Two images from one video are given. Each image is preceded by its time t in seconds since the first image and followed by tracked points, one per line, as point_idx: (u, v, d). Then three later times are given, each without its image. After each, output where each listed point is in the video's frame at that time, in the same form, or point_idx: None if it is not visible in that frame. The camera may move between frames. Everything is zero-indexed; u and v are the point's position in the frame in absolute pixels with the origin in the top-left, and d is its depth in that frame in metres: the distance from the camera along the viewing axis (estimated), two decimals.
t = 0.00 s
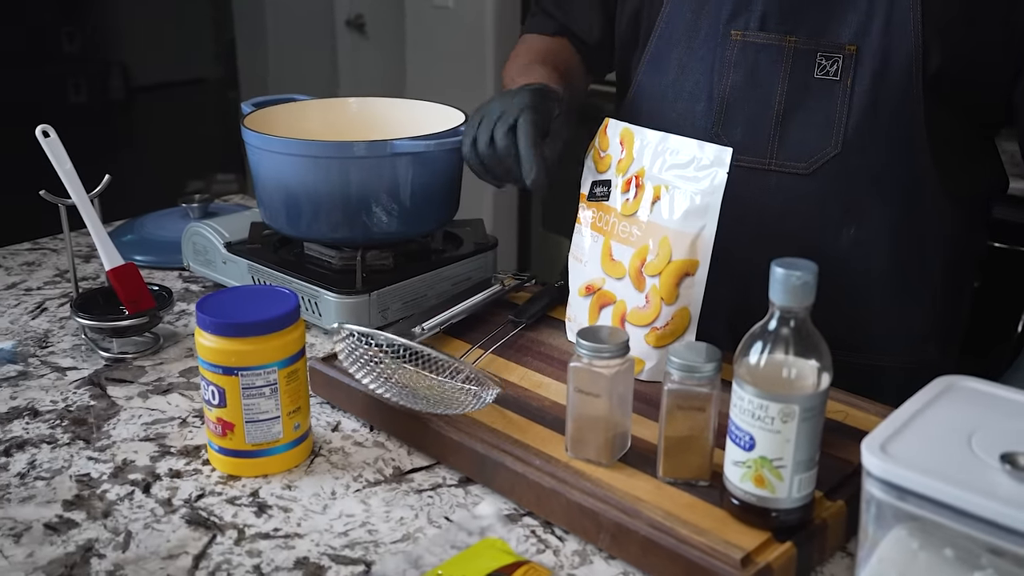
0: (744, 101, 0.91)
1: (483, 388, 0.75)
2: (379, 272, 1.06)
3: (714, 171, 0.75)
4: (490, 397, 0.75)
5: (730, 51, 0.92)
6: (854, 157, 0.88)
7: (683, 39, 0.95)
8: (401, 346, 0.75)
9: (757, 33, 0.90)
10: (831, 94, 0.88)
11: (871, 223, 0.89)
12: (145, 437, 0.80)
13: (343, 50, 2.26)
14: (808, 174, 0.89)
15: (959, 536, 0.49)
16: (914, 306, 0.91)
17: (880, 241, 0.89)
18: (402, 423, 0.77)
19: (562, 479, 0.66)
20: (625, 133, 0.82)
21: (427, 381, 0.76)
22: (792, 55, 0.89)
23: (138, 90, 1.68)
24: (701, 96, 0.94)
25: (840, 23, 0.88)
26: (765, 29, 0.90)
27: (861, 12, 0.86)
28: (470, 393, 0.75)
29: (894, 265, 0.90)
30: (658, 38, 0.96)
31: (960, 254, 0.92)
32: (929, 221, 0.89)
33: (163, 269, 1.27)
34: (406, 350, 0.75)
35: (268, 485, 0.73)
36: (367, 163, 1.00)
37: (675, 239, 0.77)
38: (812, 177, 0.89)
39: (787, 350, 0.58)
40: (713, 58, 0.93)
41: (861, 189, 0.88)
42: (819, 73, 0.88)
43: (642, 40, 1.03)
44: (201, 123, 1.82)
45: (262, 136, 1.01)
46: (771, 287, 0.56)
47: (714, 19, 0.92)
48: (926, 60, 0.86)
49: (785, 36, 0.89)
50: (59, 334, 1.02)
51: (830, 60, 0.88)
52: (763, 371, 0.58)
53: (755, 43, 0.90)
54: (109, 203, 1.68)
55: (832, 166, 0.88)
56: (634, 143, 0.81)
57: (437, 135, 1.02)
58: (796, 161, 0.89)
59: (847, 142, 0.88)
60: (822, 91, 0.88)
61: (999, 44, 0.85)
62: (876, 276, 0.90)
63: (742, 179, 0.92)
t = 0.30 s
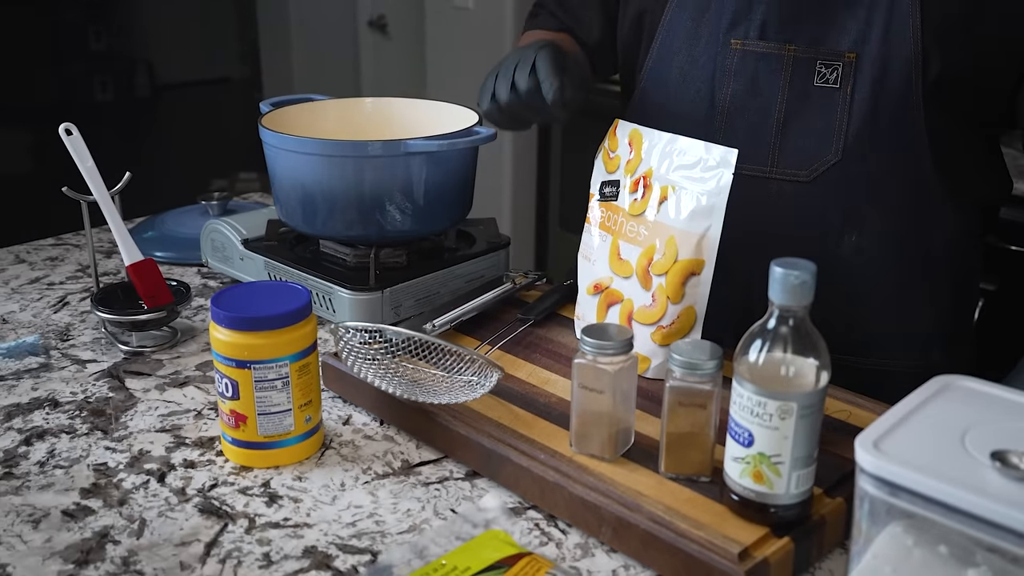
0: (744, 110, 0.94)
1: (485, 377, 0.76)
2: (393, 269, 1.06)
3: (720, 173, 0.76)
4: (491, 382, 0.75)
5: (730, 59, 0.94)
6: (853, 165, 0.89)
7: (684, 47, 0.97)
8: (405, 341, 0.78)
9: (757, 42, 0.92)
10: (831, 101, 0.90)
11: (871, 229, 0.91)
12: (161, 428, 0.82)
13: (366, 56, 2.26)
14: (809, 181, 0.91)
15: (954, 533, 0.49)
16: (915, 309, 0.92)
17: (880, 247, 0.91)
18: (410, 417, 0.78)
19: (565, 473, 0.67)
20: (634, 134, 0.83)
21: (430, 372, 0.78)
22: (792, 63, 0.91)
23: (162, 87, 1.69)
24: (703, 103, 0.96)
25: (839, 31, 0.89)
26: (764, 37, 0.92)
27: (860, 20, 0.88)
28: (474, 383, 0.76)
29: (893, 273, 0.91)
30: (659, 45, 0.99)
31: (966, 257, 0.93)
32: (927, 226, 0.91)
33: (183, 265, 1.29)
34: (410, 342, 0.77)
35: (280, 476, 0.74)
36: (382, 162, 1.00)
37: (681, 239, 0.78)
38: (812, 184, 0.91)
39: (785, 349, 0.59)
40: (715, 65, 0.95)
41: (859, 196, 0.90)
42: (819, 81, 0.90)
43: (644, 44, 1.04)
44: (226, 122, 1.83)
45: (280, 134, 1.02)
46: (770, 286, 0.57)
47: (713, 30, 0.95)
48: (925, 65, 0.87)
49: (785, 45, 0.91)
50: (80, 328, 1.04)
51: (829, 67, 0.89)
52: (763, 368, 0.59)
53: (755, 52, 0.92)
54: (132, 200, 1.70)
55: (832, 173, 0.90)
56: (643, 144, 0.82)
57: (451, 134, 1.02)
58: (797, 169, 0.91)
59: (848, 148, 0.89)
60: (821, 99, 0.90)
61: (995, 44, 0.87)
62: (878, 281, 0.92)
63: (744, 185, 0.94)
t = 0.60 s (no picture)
0: (744, 117, 0.95)
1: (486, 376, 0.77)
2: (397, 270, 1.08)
3: (717, 177, 0.77)
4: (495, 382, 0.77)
5: (731, 66, 0.95)
6: (852, 172, 0.91)
7: (684, 56, 0.98)
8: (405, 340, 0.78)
9: (757, 50, 0.93)
10: (830, 109, 0.91)
11: (871, 236, 0.92)
12: (168, 425, 0.83)
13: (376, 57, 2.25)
14: (808, 188, 0.92)
15: (940, 531, 0.50)
16: (913, 313, 0.93)
17: (878, 254, 0.92)
18: (412, 416, 0.80)
19: (562, 471, 0.68)
20: (634, 138, 0.84)
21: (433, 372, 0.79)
22: (792, 71, 0.92)
23: (174, 87, 1.71)
24: (705, 111, 0.97)
25: (839, 38, 0.90)
26: (764, 46, 0.93)
27: (859, 28, 0.89)
28: (475, 382, 0.78)
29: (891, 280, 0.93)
30: (659, 52, 1.00)
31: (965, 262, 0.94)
32: (926, 233, 0.92)
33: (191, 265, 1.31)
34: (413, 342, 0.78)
35: (283, 472, 0.76)
36: (387, 165, 1.01)
37: (679, 242, 0.79)
38: (812, 190, 0.92)
39: (777, 350, 0.60)
40: (715, 73, 0.96)
41: (857, 201, 0.91)
42: (818, 88, 0.91)
43: (645, 49, 1.06)
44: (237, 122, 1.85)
45: (286, 136, 1.03)
46: (763, 289, 0.58)
47: (714, 38, 0.96)
48: (925, 73, 0.88)
49: (785, 53, 0.92)
50: (90, 326, 1.06)
51: (828, 75, 0.90)
52: (755, 369, 0.60)
53: (755, 60, 0.93)
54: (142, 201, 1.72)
55: (830, 180, 0.91)
56: (642, 148, 0.83)
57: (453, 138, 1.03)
58: (796, 176, 0.92)
59: (848, 156, 0.90)
60: (820, 107, 0.91)
61: (996, 54, 0.88)
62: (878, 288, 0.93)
63: (744, 190, 0.95)
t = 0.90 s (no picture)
0: (744, 119, 0.96)
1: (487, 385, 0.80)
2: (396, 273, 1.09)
3: (710, 183, 0.78)
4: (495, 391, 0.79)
5: (732, 69, 0.97)
6: (851, 175, 0.92)
7: (686, 56, 1.00)
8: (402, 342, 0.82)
9: (757, 52, 0.95)
10: (829, 112, 0.92)
11: (868, 237, 0.93)
12: (168, 426, 0.85)
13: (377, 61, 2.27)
14: (807, 189, 0.93)
15: (926, 533, 0.51)
16: (910, 314, 0.94)
17: (875, 255, 0.93)
18: (409, 417, 0.81)
19: (556, 472, 0.69)
20: (629, 143, 0.85)
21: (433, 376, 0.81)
22: (791, 74, 0.93)
23: (177, 87, 1.72)
24: (706, 112, 0.99)
25: (840, 41, 0.91)
26: (764, 48, 0.94)
27: (859, 32, 0.90)
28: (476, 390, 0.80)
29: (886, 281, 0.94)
30: (662, 53, 1.01)
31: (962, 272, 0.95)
32: (925, 234, 0.93)
33: (192, 267, 1.32)
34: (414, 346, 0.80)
35: (282, 473, 0.77)
36: (386, 169, 1.02)
37: (672, 246, 0.80)
38: (811, 192, 0.94)
39: (766, 353, 0.61)
40: (716, 74, 0.98)
41: (851, 205, 0.93)
42: (818, 91, 0.92)
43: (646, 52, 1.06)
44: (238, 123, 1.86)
45: (285, 140, 1.04)
46: (752, 293, 0.59)
47: (716, 37, 0.98)
48: (922, 76, 0.89)
49: (785, 55, 0.93)
50: (92, 328, 1.07)
51: (828, 78, 0.92)
52: (744, 373, 0.61)
53: (755, 62, 0.95)
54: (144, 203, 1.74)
55: (829, 182, 0.93)
56: (637, 153, 0.84)
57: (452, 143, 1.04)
58: (795, 177, 0.94)
59: (846, 159, 0.92)
60: (820, 110, 0.93)
61: (995, 58, 0.89)
62: (875, 288, 0.94)
63: (743, 191, 0.97)
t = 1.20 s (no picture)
0: (763, 121, 1.01)
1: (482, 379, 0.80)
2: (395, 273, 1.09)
3: (705, 184, 0.78)
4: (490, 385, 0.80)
5: (750, 71, 1.01)
6: (864, 176, 0.97)
7: (703, 59, 1.05)
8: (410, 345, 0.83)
9: (777, 55, 0.99)
10: (846, 114, 0.97)
11: (878, 238, 0.99)
12: (171, 424, 0.86)
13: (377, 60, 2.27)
14: (822, 191, 0.98)
15: (916, 527, 0.51)
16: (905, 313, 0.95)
17: (882, 255, 0.99)
18: (408, 415, 0.82)
19: (554, 469, 0.70)
20: (625, 144, 0.86)
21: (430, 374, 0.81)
22: (809, 76, 0.98)
23: (177, 88, 1.73)
24: (725, 111, 1.04)
25: (857, 46, 0.96)
26: (783, 51, 0.99)
27: (874, 37, 0.95)
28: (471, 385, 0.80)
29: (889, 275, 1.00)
30: (678, 57, 1.07)
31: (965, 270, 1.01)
32: (938, 235, 0.99)
33: (193, 267, 1.33)
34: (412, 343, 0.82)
35: (283, 470, 0.78)
36: (386, 170, 1.03)
37: (669, 246, 0.81)
38: (825, 193, 0.98)
39: (759, 351, 0.62)
40: (735, 77, 1.03)
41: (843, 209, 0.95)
42: (835, 94, 0.97)
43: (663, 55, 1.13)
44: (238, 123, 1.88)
45: (286, 142, 1.05)
46: (745, 293, 0.60)
47: (734, 42, 1.03)
48: (939, 82, 0.95)
49: (804, 59, 0.98)
50: (95, 327, 1.08)
51: (845, 81, 0.96)
52: (738, 371, 0.62)
53: (774, 65, 1.00)
54: (146, 203, 1.75)
55: (843, 184, 0.97)
56: (633, 154, 0.85)
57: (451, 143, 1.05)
58: (810, 178, 0.99)
59: (860, 161, 0.97)
60: (836, 111, 0.97)
61: (997, 65, 0.96)
62: (883, 283, 1.00)
63: (761, 190, 1.02)
